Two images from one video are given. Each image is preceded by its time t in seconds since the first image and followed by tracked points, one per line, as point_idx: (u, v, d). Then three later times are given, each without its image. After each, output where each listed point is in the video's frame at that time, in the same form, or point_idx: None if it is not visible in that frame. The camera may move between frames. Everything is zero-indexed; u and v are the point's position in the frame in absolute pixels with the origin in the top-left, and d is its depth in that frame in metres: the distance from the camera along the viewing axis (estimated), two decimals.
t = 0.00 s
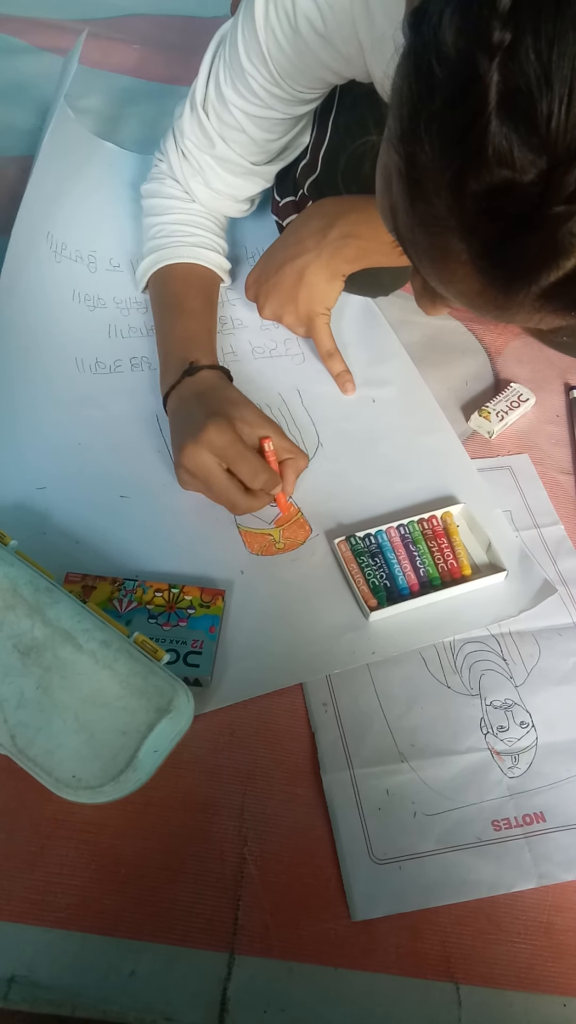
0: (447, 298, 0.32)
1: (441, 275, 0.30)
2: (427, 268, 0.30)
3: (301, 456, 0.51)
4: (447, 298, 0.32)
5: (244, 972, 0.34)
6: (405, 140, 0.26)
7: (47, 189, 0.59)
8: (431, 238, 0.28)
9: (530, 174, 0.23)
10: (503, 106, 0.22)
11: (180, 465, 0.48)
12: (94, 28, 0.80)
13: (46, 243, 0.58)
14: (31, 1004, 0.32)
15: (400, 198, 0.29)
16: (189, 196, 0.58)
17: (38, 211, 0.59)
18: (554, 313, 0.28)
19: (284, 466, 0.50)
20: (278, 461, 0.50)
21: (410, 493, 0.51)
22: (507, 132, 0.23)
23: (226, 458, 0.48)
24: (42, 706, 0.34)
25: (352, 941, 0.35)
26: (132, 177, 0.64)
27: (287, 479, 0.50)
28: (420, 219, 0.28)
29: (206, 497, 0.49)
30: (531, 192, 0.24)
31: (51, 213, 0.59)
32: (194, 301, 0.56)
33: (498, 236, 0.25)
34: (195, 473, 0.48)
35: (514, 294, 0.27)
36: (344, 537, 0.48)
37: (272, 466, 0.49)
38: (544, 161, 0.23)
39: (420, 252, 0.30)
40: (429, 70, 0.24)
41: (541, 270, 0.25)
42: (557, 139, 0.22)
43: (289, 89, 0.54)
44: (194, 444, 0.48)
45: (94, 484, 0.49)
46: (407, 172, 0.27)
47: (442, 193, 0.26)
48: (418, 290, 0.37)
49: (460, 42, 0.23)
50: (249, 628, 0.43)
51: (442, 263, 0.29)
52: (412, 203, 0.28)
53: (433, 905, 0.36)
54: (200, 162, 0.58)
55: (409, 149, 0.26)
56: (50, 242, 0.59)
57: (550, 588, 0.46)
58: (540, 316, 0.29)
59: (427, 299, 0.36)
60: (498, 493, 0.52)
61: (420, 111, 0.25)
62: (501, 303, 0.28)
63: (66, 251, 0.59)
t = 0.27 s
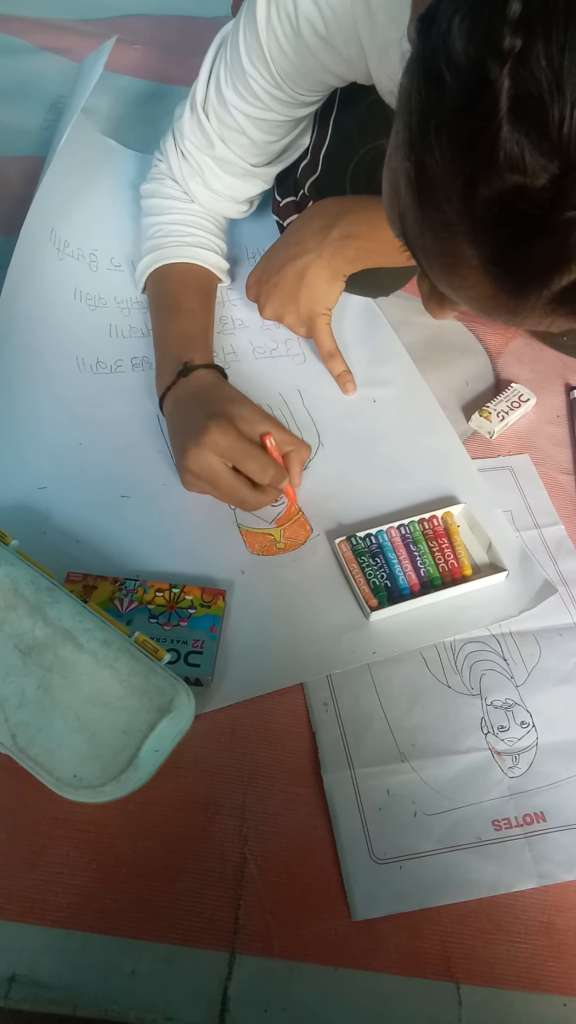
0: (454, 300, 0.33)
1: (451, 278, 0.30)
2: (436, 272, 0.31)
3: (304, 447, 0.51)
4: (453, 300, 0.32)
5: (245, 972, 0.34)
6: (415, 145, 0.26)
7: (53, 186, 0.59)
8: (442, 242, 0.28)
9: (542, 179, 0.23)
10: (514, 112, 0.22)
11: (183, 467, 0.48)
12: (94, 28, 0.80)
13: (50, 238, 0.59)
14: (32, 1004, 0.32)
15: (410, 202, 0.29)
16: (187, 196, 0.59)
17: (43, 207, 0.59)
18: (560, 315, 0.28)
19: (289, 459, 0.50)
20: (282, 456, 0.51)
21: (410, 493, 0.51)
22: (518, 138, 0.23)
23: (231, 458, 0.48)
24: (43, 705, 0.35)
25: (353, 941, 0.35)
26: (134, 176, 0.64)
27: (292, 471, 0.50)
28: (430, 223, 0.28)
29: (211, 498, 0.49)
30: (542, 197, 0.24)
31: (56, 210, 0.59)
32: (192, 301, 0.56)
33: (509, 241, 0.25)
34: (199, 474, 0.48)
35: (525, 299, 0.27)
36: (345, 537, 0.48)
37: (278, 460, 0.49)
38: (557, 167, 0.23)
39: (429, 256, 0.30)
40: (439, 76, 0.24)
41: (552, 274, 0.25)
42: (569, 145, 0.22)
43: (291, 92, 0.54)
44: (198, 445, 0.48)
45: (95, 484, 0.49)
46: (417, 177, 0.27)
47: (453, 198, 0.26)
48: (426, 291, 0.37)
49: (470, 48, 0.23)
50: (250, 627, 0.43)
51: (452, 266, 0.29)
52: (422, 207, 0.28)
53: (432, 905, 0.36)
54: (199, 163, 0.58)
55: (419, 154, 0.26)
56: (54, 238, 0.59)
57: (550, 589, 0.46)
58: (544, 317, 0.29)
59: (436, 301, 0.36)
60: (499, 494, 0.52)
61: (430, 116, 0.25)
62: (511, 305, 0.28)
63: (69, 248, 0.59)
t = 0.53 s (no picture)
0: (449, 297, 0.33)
1: (446, 275, 0.30)
2: (431, 268, 0.31)
3: (305, 448, 0.51)
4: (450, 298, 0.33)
5: (244, 970, 0.34)
6: (410, 141, 0.27)
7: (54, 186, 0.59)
8: (436, 238, 0.28)
9: (534, 174, 0.23)
10: (506, 107, 0.22)
11: (184, 467, 0.48)
12: (94, 29, 0.80)
13: (53, 238, 0.58)
14: (32, 1002, 0.32)
15: (405, 198, 0.29)
16: (188, 197, 0.59)
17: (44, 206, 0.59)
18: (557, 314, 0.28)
19: (290, 460, 0.50)
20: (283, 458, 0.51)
21: (410, 493, 0.51)
22: (511, 133, 0.23)
23: (233, 458, 0.49)
24: (44, 705, 0.35)
25: (353, 940, 0.35)
26: (135, 177, 0.64)
27: (294, 472, 0.50)
28: (425, 218, 0.28)
29: (212, 498, 0.49)
30: (535, 192, 0.24)
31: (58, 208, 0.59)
32: (192, 300, 0.56)
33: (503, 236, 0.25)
34: (199, 474, 0.48)
35: (519, 294, 0.27)
36: (345, 536, 0.48)
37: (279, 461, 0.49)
38: (548, 161, 0.23)
39: (424, 252, 0.30)
40: (433, 71, 0.24)
41: (545, 269, 0.25)
42: (562, 138, 0.22)
43: (289, 90, 0.54)
44: (200, 444, 0.48)
45: (95, 484, 0.49)
46: (412, 172, 0.27)
47: (447, 193, 0.26)
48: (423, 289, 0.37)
49: (463, 43, 0.23)
50: (250, 627, 0.43)
51: (447, 262, 0.29)
52: (417, 203, 0.28)
53: (432, 904, 0.36)
54: (200, 163, 0.58)
55: (414, 150, 0.26)
56: (57, 236, 0.59)
57: (550, 588, 0.46)
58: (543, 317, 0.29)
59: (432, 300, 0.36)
60: (499, 493, 0.52)
61: (424, 112, 0.25)
62: (505, 301, 0.28)
63: (70, 248, 0.59)
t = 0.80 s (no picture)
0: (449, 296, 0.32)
1: (445, 272, 0.30)
2: (430, 266, 0.30)
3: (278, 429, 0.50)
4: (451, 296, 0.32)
5: (245, 969, 0.34)
6: (408, 137, 0.26)
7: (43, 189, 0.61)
8: (435, 236, 0.28)
9: (533, 169, 0.23)
10: (505, 103, 0.22)
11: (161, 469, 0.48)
12: (95, 27, 0.80)
13: (45, 244, 0.59)
14: (32, 1001, 0.32)
15: (404, 195, 0.29)
16: (183, 194, 0.58)
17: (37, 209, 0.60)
18: (559, 312, 0.28)
19: (263, 444, 0.50)
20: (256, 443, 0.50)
21: (411, 491, 0.51)
22: (510, 128, 0.23)
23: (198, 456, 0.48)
24: (44, 703, 0.35)
25: (353, 939, 0.35)
26: (134, 174, 0.64)
27: (270, 457, 0.50)
28: (423, 215, 0.28)
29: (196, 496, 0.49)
30: (534, 188, 0.24)
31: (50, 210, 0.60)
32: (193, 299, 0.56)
33: (501, 233, 0.25)
34: (177, 475, 0.48)
35: (518, 293, 0.27)
36: (345, 535, 0.48)
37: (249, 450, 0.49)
38: (547, 158, 0.23)
39: (423, 251, 0.30)
40: (432, 66, 0.24)
41: (544, 267, 0.25)
42: (561, 134, 0.22)
43: (288, 88, 0.53)
44: (168, 448, 0.48)
45: (95, 483, 0.49)
46: (410, 169, 0.27)
47: (445, 189, 0.26)
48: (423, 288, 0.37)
49: (462, 38, 0.23)
50: (250, 626, 0.43)
51: (446, 261, 0.29)
52: (415, 200, 0.28)
53: (432, 903, 0.36)
54: (195, 159, 0.57)
55: (412, 146, 0.26)
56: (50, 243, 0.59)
57: (551, 587, 0.46)
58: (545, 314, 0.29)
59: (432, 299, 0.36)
60: (499, 492, 0.52)
61: (423, 108, 0.25)
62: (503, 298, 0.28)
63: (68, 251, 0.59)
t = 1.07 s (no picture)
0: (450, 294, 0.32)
1: (446, 271, 0.29)
2: (432, 265, 0.30)
3: (304, 447, 0.51)
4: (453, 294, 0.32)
5: (244, 969, 0.34)
6: (409, 136, 0.26)
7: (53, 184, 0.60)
8: (436, 234, 0.28)
9: (534, 164, 0.23)
10: (504, 100, 0.23)
11: (184, 465, 0.48)
12: (95, 26, 0.80)
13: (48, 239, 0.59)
14: (32, 1001, 0.32)
15: (405, 195, 0.29)
16: (189, 195, 0.58)
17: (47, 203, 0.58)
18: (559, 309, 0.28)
19: (289, 457, 0.50)
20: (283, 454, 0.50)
21: (411, 491, 0.51)
22: (510, 123, 0.23)
23: (232, 457, 0.48)
24: (44, 703, 0.35)
25: (353, 939, 0.35)
26: (135, 175, 0.64)
27: (293, 470, 0.50)
28: (424, 214, 0.28)
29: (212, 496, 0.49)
30: (534, 182, 0.24)
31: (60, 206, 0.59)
32: (193, 298, 0.56)
33: (502, 228, 0.25)
34: (199, 473, 0.48)
35: (520, 289, 0.27)
36: (345, 534, 0.48)
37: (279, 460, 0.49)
38: (547, 153, 0.23)
39: (425, 250, 0.30)
40: (432, 63, 0.24)
41: (544, 262, 0.25)
42: (560, 129, 0.23)
43: (292, 88, 0.53)
44: (203, 444, 0.48)
45: (95, 482, 0.49)
46: (412, 168, 0.27)
47: (446, 185, 0.26)
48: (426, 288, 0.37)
49: (461, 33, 0.23)
50: (251, 625, 0.43)
51: (447, 261, 0.29)
52: (416, 199, 0.28)
53: (431, 903, 0.36)
54: (201, 161, 0.57)
55: (414, 144, 0.26)
56: (59, 232, 0.58)
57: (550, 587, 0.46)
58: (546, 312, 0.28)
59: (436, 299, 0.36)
60: (499, 492, 0.52)
61: (423, 105, 0.25)
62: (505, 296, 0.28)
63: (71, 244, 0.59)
